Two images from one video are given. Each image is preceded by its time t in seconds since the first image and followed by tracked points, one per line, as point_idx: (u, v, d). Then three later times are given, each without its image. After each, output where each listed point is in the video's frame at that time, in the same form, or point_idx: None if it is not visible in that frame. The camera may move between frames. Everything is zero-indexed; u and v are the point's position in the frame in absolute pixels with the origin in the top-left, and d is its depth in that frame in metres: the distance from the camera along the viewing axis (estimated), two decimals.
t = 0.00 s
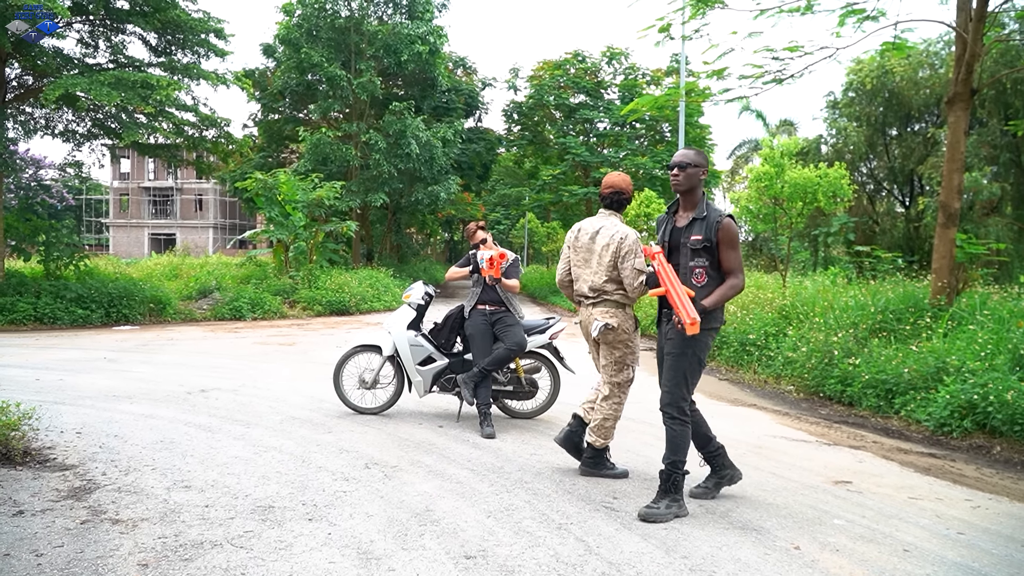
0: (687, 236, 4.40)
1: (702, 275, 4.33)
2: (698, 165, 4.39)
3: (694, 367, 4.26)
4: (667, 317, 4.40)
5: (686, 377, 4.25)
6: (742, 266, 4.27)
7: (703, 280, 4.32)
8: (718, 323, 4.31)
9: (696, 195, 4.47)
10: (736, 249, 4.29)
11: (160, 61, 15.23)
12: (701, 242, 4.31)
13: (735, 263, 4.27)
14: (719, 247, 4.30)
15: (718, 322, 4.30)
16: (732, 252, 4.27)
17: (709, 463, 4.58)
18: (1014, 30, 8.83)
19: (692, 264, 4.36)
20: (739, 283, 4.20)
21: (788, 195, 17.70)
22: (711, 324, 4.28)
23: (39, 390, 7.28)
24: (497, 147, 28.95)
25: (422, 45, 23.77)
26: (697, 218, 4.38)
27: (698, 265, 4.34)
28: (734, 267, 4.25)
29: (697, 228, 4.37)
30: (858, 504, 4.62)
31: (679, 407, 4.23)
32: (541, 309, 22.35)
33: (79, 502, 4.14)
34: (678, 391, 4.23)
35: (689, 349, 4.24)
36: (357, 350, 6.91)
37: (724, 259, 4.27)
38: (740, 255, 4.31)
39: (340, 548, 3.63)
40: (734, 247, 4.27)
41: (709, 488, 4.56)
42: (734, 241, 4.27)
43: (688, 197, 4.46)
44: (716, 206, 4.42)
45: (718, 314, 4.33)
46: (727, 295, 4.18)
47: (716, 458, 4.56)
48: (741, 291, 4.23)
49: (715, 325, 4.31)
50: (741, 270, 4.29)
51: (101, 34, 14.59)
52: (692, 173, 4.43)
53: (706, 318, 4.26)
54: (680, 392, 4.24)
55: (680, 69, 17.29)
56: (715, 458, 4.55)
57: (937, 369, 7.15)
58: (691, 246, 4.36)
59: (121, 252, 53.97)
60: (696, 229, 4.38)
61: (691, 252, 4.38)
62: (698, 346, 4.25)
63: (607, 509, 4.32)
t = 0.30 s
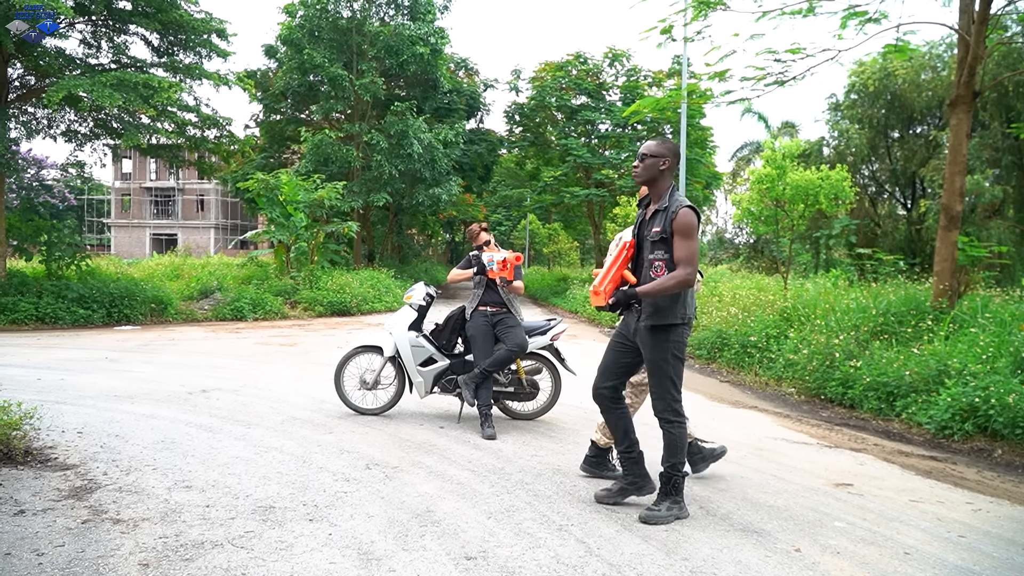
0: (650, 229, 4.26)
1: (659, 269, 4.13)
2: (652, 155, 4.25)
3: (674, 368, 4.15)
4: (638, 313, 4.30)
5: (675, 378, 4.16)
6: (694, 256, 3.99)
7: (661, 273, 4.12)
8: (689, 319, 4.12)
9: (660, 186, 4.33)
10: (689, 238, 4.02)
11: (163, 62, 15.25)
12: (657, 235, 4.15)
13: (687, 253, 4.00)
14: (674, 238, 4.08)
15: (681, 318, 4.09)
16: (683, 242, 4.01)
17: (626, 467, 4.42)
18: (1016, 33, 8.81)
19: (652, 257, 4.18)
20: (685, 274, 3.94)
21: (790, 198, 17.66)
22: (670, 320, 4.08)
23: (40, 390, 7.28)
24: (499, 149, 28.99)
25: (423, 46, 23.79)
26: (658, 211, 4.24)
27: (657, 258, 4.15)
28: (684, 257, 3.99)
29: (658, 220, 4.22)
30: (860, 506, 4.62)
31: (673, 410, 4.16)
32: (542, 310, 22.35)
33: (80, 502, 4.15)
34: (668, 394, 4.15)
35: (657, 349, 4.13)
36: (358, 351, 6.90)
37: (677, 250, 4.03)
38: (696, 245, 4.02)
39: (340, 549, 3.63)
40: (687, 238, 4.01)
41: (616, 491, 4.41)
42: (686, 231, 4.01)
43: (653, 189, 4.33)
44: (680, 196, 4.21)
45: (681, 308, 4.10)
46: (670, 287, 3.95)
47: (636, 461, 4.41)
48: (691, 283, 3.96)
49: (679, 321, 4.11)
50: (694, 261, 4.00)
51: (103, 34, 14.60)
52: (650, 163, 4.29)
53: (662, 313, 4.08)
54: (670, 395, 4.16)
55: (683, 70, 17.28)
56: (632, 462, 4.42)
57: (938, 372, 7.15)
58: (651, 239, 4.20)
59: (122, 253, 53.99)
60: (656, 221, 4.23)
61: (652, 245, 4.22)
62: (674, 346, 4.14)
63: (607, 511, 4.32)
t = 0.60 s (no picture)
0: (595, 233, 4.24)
1: (606, 273, 4.12)
2: (591, 162, 4.25)
3: (637, 373, 4.11)
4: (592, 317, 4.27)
5: (639, 381, 4.13)
6: (636, 259, 3.96)
7: (607, 278, 4.10)
8: (644, 321, 4.07)
9: (604, 191, 4.31)
10: (629, 241, 3.99)
11: (165, 64, 15.28)
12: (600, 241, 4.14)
13: (628, 256, 3.98)
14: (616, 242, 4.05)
15: (634, 321, 4.04)
16: (623, 245, 3.99)
17: (548, 473, 4.30)
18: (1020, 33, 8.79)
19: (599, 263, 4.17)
20: (627, 278, 3.93)
21: (792, 198, 17.65)
22: (622, 325, 4.06)
23: (43, 391, 7.29)
24: (501, 150, 29.03)
25: (426, 47, 23.80)
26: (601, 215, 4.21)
27: (603, 263, 4.14)
28: (626, 261, 3.97)
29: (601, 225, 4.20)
30: (863, 508, 4.61)
31: (645, 412, 4.14)
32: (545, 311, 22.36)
33: (84, 503, 4.16)
34: (634, 398, 4.14)
35: (615, 355, 4.10)
36: (361, 352, 6.91)
37: (619, 254, 4.00)
38: (637, 246, 3.98)
39: (343, 550, 3.63)
40: (626, 241, 3.98)
41: (526, 496, 4.32)
42: (624, 234, 3.98)
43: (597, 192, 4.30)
44: (621, 198, 4.16)
45: (634, 310, 4.06)
46: (614, 293, 3.94)
47: (559, 468, 4.31)
48: (635, 286, 3.93)
49: (631, 324, 4.06)
50: (636, 262, 3.96)
51: (106, 36, 14.62)
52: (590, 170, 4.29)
53: (612, 319, 4.06)
54: (638, 397, 4.14)
55: (685, 71, 17.26)
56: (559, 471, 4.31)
57: (942, 373, 7.13)
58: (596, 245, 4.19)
59: (125, 254, 54.07)
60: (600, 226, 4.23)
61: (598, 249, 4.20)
62: (632, 349, 4.11)
63: (610, 512, 4.32)
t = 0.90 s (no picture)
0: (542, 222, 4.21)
1: (550, 262, 4.10)
2: (541, 152, 4.22)
3: (556, 361, 4.10)
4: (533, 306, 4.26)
5: (557, 373, 4.11)
6: (583, 248, 3.93)
7: (551, 266, 4.08)
8: (581, 310, 4.07)
9: (554, 181, 4.28)
10: (575, 230, 3.97)
11: (169, 65, 15.31)
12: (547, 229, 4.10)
13: (574, 245, 3.95)
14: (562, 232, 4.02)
15: (572, 310, 4.05)
16: (569, 235, 3.97)
17: (550, 474, 4.29)
18: None
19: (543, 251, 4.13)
20: (574, 267, 3.91)
21: (797, 199, 17.63)
22: (563, 314, 4.06)
23: (49, 392, 7.31)
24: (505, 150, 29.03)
25: (429, 48, 23.81)
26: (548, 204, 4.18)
27: (547, 252, 4.11)
28: (573, 250, 3.94)
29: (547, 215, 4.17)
30: (868, 509, 4.60)
31: (549, 405, 4.09)
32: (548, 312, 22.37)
33: (89, 503, 4.17)
34: (543, 388, 4.10)
35: (546, 342, 4.08)
36: (365, 353, 6.92)
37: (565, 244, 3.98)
38: (583, 237, 3.96)
39: (348, 551, 3.63)
40: (573, 230, 3.96)
41: (530, 498, 4.33)
42: (569, 223, 3.97)
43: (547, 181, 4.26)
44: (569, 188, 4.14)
45: (574, 300, 4.07)
46: (558, 282, 3.92)
47: (560, 468, 4.30)
48: (579, 276, 3.92)
49: (570, 313, 4.06)
50: (583, 252, 3.94)
51: (111, 38, 14.67)
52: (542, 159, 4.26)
53: (553, 306, 4.06)
54: (547, 387, 4.10)
55: (689, 71, 17.25)
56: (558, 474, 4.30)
57: (947, 373, 7.12)
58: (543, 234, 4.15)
59: (130, 255, 54.23)
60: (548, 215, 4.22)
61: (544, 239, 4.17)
62: (562, 339, 4.08)
63: (615, 513, 4.31)
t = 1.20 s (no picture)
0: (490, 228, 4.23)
1: (501, 268, 4.09)
2: (490, 154, 4.22)
3: (500, 366, 4.04)
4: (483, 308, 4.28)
5: (498, 378, 4.03)
6: (534, 253, 3.97)
7: (502, 272, 4.09)
8: (534, 315, 4.07)
9: (502, 183, 4.30)
10: (525, 235, 3.99)
11: (174, 66, 15.35)
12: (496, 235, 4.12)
13: (526, 250, 3.98)
14: (512, 237, 4.04)
15: (526, 315, 4.05)
16: (520, 240, 3.99)
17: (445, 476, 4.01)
18: None
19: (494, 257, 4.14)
20: (526, 273, 3.94)
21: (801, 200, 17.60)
22: (514, 319, 4.06)
23: (54, 392, 7.33)
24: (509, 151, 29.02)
25: (434, 49, 23.82)
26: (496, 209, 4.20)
27: (497, 257, 4.12)
28: (524, 255, 3.97)
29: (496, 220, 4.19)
30: (873, 511, 4.58)
31: (487, 409, 4.03)
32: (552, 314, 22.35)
33: (94, 503, 4.17)
34: (482, 391, 4.03)
35: (493, 347, 4.05)
36: (369, 354, 6.92)
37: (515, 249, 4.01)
38: (534, 241, 3.99)
39: (352, 551, 3.63)
40: (523, 235, 3.98)
41: (533, 500, 4.31)
42: (519, 228, 3.99)
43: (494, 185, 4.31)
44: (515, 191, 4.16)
45: (527, 305, 4.07)
46: (510, 288, 3.95)
47: (461, 477, 4.01)
48: (530, 281, 3.94)
49: (520, 318, 4.05)
50: (534, 257, 3.97)
51: (116, 39, 14.73)
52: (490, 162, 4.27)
53: (503, 311, 4.06)
54: (487, 391, 4.04)
55: (694, 72, 17.26)
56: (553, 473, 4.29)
57: (952, 375, 7.09)
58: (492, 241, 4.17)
59: (134, 256, 54.39)
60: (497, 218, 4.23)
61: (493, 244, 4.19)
62: (509, 343, 4.04)
63: (619, 514, 4.30)
